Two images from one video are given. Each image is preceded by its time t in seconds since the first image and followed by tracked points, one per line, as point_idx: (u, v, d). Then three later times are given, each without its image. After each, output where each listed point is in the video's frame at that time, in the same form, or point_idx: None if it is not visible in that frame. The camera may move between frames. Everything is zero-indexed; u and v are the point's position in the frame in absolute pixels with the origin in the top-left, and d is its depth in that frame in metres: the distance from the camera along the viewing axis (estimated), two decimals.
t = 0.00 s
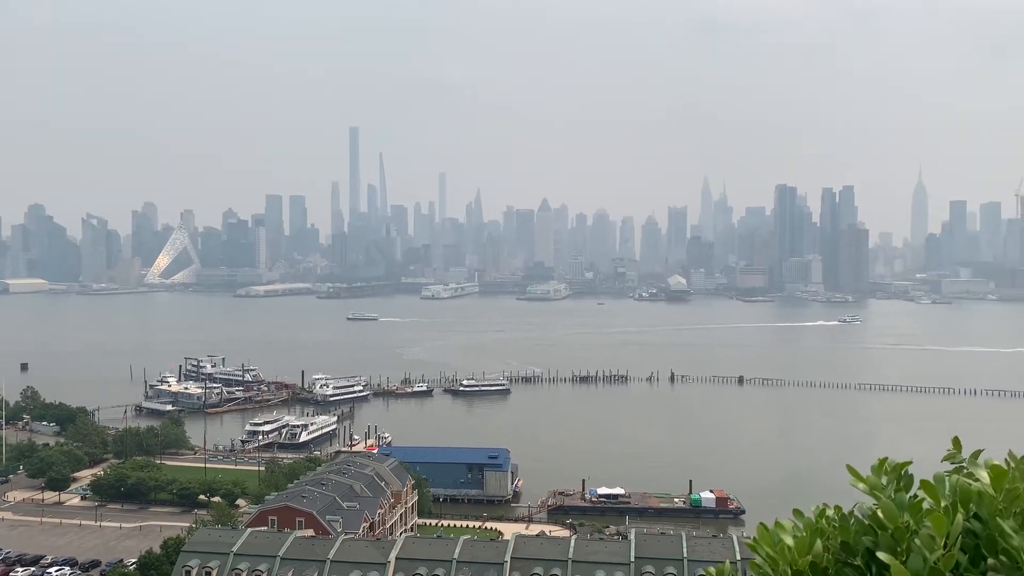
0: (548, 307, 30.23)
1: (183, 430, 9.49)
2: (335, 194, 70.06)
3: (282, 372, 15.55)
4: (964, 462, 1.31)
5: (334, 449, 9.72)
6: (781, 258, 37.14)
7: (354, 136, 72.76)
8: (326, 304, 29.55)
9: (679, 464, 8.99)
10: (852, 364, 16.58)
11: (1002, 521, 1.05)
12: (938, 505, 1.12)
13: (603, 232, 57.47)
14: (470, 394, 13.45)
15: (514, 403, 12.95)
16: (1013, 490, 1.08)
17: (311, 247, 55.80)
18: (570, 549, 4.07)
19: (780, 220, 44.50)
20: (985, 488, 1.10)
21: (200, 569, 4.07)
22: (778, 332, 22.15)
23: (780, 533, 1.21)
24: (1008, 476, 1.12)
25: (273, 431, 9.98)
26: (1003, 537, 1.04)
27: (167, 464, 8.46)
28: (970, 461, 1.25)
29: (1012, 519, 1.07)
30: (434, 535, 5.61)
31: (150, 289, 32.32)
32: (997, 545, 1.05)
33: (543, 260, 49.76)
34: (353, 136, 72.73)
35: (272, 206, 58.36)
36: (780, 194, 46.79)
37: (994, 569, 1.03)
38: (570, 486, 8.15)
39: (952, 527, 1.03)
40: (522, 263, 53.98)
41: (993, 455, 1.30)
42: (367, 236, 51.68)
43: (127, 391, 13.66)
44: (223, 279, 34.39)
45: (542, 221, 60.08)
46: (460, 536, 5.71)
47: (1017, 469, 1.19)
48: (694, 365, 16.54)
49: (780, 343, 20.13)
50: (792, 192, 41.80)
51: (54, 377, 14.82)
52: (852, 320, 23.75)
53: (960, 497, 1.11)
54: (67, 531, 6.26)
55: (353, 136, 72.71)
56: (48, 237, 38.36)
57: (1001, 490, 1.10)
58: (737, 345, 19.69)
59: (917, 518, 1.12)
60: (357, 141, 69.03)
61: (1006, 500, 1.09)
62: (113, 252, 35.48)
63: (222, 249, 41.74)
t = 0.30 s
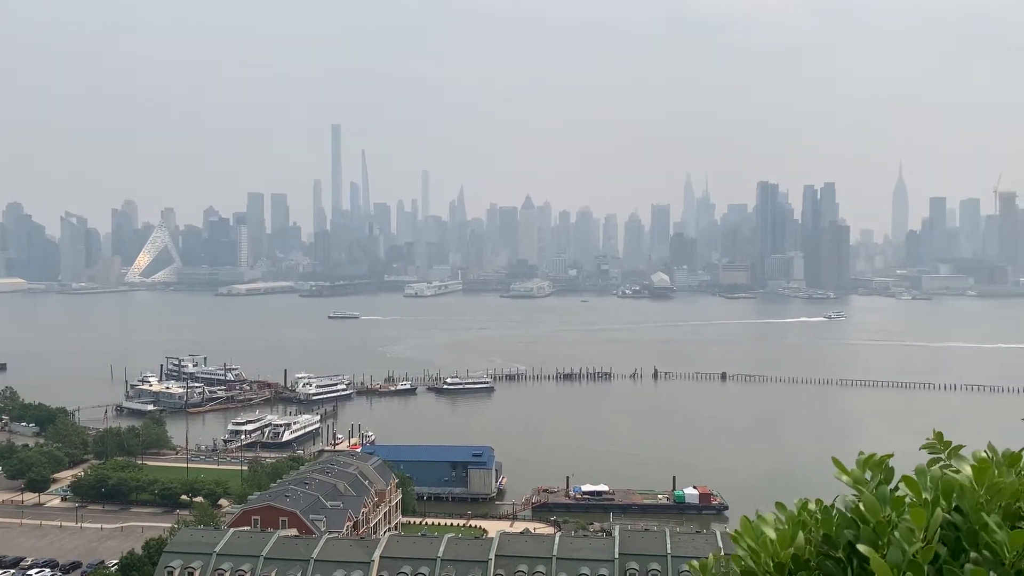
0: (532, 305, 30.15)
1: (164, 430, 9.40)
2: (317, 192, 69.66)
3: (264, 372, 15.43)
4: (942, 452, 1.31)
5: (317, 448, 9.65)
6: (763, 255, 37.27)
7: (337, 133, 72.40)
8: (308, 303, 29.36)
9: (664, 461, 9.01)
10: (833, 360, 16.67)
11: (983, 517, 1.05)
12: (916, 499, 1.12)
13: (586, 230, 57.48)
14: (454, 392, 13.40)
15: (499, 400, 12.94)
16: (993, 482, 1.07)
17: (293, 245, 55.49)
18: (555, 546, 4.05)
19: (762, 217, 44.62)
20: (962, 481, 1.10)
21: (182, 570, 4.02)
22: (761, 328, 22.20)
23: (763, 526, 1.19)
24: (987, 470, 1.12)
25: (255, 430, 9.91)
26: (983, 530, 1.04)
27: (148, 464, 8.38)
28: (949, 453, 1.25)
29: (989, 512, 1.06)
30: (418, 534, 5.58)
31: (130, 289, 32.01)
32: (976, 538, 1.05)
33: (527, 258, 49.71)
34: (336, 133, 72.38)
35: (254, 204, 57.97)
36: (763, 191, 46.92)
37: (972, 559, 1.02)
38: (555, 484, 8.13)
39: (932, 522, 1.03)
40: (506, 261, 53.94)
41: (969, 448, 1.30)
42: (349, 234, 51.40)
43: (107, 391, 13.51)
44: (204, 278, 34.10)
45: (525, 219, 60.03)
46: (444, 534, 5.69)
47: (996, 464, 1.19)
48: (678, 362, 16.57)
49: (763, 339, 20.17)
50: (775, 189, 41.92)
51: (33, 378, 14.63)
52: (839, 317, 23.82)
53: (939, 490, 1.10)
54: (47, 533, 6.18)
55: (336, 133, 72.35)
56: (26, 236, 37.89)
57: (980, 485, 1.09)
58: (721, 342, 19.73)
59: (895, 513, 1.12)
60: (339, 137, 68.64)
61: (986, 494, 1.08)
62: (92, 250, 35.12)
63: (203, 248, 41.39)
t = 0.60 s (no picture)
0: (516, 302, 30.25)
1: (147, 429, 9.38)
2: (299, 189, 69.43)
3: (248, 370, 15.42)
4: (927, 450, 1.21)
5: (300, 446, 9.66)
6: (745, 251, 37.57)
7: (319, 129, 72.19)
8: (290, 300, 29.31)
9: (646, 456, 9.09)
10: (813, 355, 16.84)
11: (958, 511, 0.94)
12: (893, 492, 1.01)
13: (570, 226, 57.65)
14: (438, 389, 13.44)
15: (482, 397, 12.98)
16: (966, 475, 0.97)
17: (276, 242, 55.33)
18: (538, 541, 4.10)
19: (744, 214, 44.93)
20: (939, 471, 1.00)
21: (165, 568, 4.04)
22: (743, 324, 22.39)
23: (740, 521, 1.09)
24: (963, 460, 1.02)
25: (238, 429, 9.91)
26: (959, 525, 0.94)
27: (130, 463, 8.37)
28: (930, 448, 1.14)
29: (965, 505, 0.96)
30: (402, 530, 5.61)
31: (111, 287, 31.85)
32: (952, 532, 0.95)
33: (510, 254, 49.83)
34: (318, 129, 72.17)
35: (236, 201, 57.71)
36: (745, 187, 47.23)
37: (945, 552, 0.92)
38: (538, 480, 8.20)
39: (907, 513, 0.93)
40: (489, 257, 54.05)
41: (953, 445, 1.20)
42: (332, 232, 51.29)
43: (89, 389, 13.47)
44: (186, 275, 33.96)
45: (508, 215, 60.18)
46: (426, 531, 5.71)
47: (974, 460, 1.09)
48: (661, 358, 16.68)
49: (745, 335, 20.35)
50: (756, 185, 42.22)
51: (12, 377, 14.54)
52: (823, 311, 24.12)
53: (917, 481, 1.00)
54: (29, 533, 6.17)
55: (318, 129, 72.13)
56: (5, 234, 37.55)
57: (956, 476, 0.99)
58: (703, 338, 19.89)
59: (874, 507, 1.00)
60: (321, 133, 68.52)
61: (960, 484, 0.99)
62: (73, 248, 34.93)
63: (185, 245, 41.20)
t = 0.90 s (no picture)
0: (498, 299, 30.21)
1: (127, 428, 9.29)
2: (281, 186, 69.02)
3: (229, 368, 15.32)
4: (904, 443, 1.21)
5: (282, 444, 9.61)
6: (727, 248, 37.69)
7: (300, 126, 71.74)
8: (271, 299, 29.13)
9: (627, 453, 9.10)
10: (794, 352, 16.92)
11: (933, 503, 0.95)
12: (871, 486, 1.01)
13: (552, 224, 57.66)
14: (421, 387, 13.39)
15: (466, 394, 12.96)
16: (942, 468, 0.98)
17: (257, 239, 55.01)
18: (522, 539, 4.09)
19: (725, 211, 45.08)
20: (915, 465, 1.01)
21: (145, 568, 4.01)
22: (725, 321, 22.48)
23: (720, 515, 1.08)
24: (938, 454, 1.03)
25: (219, 428, 9.85)
26: (937, 519, 0.94)
27: (110, 462, 8.29)
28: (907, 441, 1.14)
29: (941, 498, 0.96)
30: (385, 528, 5.58)
31: (89, 285, 31.53)
32: (930, 526, 0.95)
33: (493, 252, 49.78)
34: (299, 126, 71.71)
35: (216, 198, 57.30)
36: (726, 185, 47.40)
37: (921, 543, 0.92)
38: (521, 477, 8.19)
39: (883, 506, 0.93)
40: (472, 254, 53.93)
41: (930, 439, 1.20)
42: (314, 229, 51.03)
43: (67, 389, 13.33)
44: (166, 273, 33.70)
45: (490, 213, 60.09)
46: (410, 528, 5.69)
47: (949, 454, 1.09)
48: (643, 355, 16.72)
49: (726, 331, 20.42)
50: (737, 183, 42.35)
51: None
52: (808, 308, 24.19)
53: (893, 476, 1.00)
54: (7, 534, 6.10)
55: (298, 126, 71.67)
56: None
57: (933, 469, 0.99)
58: (685, 335, 19.95)
59: (853, 500, 0.99)
60: (302, 129, 68.15)
61: (936, 479, 0.99)
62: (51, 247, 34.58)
63: (165, 242, 40.85)
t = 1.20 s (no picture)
0: (483, 299, 30.20)
1: (109, 429, 9.22)
2: (264, 186, 68.67)
3: (212, 369, 15.24)
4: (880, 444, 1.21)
5: (266, 446, 9.57)
6: (711, 249, 37.84)
7: (284, 125, 71.41)
8: (254, 300, 28.99)
9: (612, 453, 9.12)
10: (778, 352, 17.00)
11: (907, 502, 0.95)
12: (845, 485, 1.01)
13: (537, 225, 57.68)
14: (405, 387, 13.37)
15: (450, 395, 12.94)
16: (915, 466, 0.98)
17: (240, 239, 54.74)
18: (507, 539, 4.10)
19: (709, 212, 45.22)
20: (890, 465, 1.01)
21: (128, 570, 3.97)
22: (709, 321, 22.56)
23: (697, 517, 1.08)
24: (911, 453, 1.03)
25: (202, 429, 9.80)
26: (910, 518, 0.94)
27: (92, 464, 8.23)
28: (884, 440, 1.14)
29: (915, 497, 0.97)
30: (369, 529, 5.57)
31: (71, 286, 31.26)
32: (902, 522, 0.95)
33: (478, 252, 49.75)
34: (283, 126, 71.38)
35: (199, 198, 56.97)
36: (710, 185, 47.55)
37: (896, 542, 0.92)
38: (506, 478, 8.19)
39: (857, 504, 0.93)
40: (457, 255, 53.86)
41: (906, 441, 1.20)
42: (297, 230, 50.84)
43: (48, 390, 13.21)
44: (148, 273, 33.45)
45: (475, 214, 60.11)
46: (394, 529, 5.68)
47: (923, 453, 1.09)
48: (628, 355, 16.76)
49: (710, 332, 20.49)
50: (721, 184, 42.51)
51: None
52: (793, 308, 24.36)
53: (866, 476, 1.01)
54: None
55: (282, 125, 71.34)
56: None
57: (904, 468, 1.00)
58: (669, 335, 20.01)
59: (827, 498, 0.99)
60: (286, 129, 67.90)
61: (910, 479, 0.99)
62: (31, 247, 34.26)
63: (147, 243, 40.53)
